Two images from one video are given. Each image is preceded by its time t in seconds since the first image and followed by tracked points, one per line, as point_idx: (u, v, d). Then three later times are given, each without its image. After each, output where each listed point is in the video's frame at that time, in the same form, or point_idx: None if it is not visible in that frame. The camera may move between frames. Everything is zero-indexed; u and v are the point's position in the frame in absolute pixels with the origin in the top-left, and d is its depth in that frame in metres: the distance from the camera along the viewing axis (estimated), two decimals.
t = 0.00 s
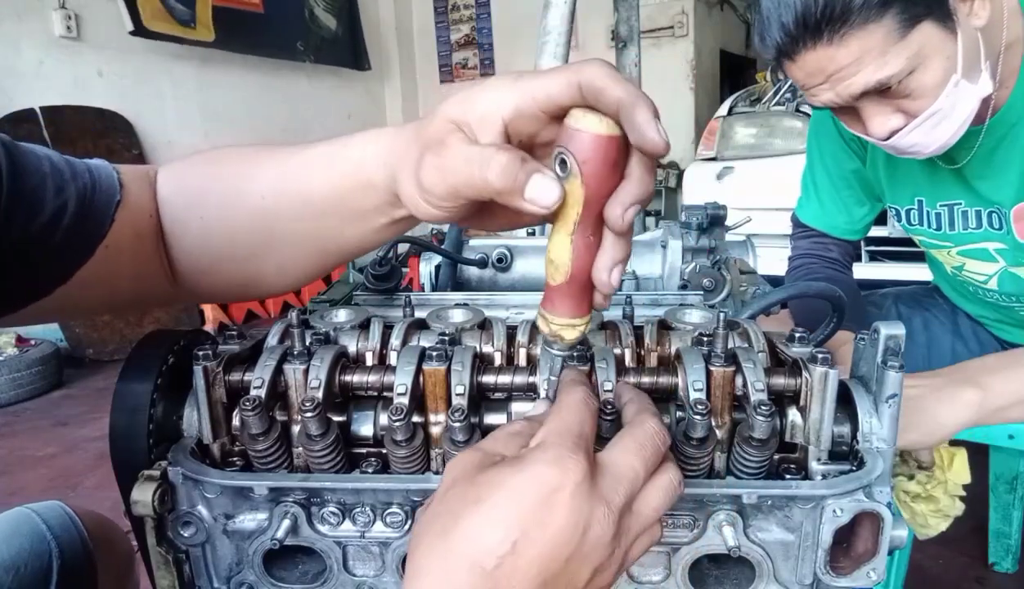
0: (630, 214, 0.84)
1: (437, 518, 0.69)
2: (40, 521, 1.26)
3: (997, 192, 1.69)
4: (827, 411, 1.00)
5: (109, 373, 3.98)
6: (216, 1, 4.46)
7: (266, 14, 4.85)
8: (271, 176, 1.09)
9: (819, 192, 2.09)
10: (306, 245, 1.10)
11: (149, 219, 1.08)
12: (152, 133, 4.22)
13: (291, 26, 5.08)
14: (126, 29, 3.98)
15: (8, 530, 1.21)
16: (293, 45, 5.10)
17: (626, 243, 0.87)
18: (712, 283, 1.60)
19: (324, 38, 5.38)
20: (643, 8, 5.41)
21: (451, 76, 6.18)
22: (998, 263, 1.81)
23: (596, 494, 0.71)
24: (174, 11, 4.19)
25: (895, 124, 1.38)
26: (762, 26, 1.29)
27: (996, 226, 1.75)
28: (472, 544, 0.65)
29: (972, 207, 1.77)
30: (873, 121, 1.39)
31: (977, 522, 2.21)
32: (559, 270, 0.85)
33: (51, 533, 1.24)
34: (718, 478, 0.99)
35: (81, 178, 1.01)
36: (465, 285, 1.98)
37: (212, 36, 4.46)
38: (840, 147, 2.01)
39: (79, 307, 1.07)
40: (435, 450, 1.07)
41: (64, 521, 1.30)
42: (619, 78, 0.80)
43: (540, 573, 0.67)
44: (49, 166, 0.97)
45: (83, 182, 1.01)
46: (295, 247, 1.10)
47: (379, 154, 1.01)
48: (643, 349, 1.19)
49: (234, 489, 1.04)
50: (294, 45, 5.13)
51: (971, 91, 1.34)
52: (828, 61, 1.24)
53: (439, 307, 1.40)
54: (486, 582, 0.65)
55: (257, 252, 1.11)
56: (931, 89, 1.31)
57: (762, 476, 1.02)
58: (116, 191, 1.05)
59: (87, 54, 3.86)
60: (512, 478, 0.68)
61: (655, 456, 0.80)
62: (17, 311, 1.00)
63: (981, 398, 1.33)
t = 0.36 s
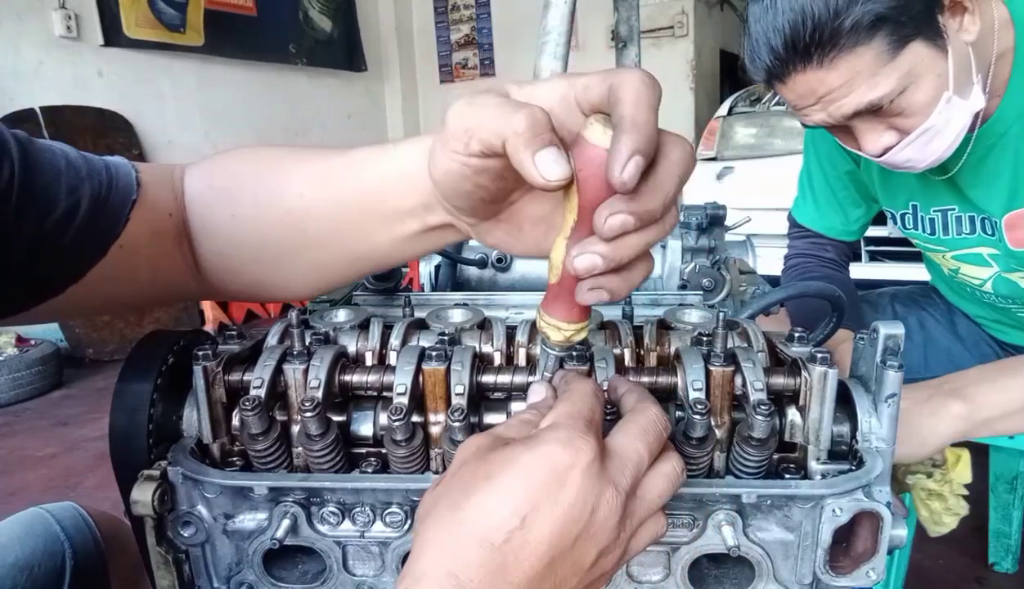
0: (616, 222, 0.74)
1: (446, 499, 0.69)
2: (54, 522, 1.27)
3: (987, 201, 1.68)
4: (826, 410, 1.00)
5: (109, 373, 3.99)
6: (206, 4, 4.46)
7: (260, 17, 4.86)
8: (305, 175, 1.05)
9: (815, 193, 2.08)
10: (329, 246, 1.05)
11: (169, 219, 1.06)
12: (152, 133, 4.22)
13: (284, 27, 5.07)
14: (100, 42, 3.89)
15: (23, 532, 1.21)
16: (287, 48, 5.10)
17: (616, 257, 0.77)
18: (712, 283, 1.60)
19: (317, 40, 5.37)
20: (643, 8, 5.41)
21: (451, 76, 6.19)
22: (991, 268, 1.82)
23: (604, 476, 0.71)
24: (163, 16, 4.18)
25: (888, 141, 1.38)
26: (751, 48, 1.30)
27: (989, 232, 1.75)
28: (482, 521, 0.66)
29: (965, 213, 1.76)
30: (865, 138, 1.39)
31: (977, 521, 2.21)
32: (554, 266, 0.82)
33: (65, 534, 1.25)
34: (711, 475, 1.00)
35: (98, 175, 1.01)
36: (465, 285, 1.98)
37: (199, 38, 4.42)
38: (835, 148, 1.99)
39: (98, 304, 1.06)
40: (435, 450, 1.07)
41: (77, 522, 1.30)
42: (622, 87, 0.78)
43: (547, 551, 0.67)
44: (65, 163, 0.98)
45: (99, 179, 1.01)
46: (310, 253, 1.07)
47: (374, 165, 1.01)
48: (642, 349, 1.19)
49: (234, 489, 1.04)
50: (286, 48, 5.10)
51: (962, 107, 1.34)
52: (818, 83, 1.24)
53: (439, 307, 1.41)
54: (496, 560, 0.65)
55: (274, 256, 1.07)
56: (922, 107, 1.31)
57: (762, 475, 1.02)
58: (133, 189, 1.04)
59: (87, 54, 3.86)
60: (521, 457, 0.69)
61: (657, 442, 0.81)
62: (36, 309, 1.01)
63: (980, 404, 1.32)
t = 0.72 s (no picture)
0: (586, 222, 0.73)
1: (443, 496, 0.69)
2: (67, 521, 1.29)
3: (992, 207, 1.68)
4: (826, 410, 1.00)
5: (109, 373, 3.99)
6: (200, 6, 4.45)
7: (253, 19, 4.83)
8: (323, 188, 1.06)
9: (818, 194, 2.08)
10: (342, 259, 1.06)
11: (184, 230, 1.09)
12: (152, 133, 4.22)
13: (277, 29, 5.05)
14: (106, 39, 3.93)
15: (37, 530, 1.24)
16: (278, 50, 5.07)
17: (593, 258, 0.76)
18: (711, 283, 1.60)
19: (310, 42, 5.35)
20: (643, 8, 5.40)
21: (451, 76, 6.18)
22: (995, 274, 1.82)
23: (599, 473, 0.71)
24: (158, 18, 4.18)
25: (896, 152, 1.38)
26: (756, 61, 1.29)
27: (992, 238, 1.75)
28: (478, 517, 0.66)
29: (969, 218, 1.77)
30: (873, 149, 1.39)
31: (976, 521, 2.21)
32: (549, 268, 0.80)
33: (78, 533, 1.27)
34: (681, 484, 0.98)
35: (114, 186, 1.06)
36: (465, 285, 1.98)
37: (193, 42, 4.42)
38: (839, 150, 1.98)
39: (115, 316, 1.09)
40: (435, 450, 1.07)
41: (89, 521, 1.33)
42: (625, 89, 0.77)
43: (543, 547, 0.67)
44: (81, 175, 1.03)
45: (115, 190, 1.05)
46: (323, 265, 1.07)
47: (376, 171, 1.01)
48: (643, 349, 1.19)
49: (234, 488, 1.04)
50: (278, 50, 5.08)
51: (971, 117, 1.34)
52: (826, 97, 1.24)
53: (439, 307, 1.41)
54: (492, 556, 0.66)
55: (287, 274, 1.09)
56: (930, 119, 1.31)
57: (761, 475, 1.02)
58: (148, 199, 1.08)
59: (87, 54, 3.86)
60: (516, 454, 0.69)
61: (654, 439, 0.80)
62: (54, 318, 1.05)
63: (983, 405, 1.33)
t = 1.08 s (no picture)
0: (560, 236, 0.72)
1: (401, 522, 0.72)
2: (88, 522, 1.32)
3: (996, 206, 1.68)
4: (826, 410, 1.00)
5: (109, 373, 3.99)
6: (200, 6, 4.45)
7: (252, 19, 4.83)
8: (323, 200, 1.03)
9: (820, 194, 2.08)
10: (343, 272, 1.05)
11: (201, 227, 1.05)
12: (151, 133, 4.22)
13: (275, 29, 5.05)
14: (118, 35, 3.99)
15: (59, 531, 1.26)
16: (276, 50, 5.07)
17: (563, 265, 0.75)
18: (711, 282, 1.60)
19: (307, 43, 5.33)
20: (643, 8, 5.40)
21: (451, 76, 6.18)
22: (996, 274, 1.82)
23: (547, 500, 0.69)
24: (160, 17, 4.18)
25: (900, 149, 1.38)
26: (760, 57, 1.29)
27: (994, 238, 1.75)
28: (424, 547, 0.68)
29: (971, 218, 1.77)
30: (877, 146, 1.39)
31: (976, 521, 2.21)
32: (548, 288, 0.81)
33: (98, 534, 1.29)
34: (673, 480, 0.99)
35: (135, 185, 1.01)
36: (464, 285, 1.98)
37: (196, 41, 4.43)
38: (843, 148, 1.98)
39: (126, 313, 1.05)
40: (435, 450, 1.07)
41: (110, 523, 1.35)
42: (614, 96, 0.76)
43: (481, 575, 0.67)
44: (104, 172, 0.97)
45: (136, 189, 1.00)
46: (334, 273, 1.05)
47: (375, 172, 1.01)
48: (643, 349, 1.19)
49: (234, 488, 1.04)
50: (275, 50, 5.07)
51: (975, 115, 1.34)
52: (831, 94, 1.24)
53: (439, 307, 1.41)
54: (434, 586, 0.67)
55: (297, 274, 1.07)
56: (935, 117, 1.31)
57: (762, 475, 1.02)
58: (168, 198, 1.03)
59: (87, 54, 3.86)
60: (464, 484, 0.69)
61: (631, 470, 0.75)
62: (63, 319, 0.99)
63: (985, 404, 1.33)
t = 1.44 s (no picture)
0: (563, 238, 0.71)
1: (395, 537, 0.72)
2: (89, 517, 1.31)
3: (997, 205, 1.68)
4: (827, 410, 1.00)
5: (109, 373, 3.99)
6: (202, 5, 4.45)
7: (253, 19, 4.83)
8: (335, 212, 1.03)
9: (820, 195, 2.08)
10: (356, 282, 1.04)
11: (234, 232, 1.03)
12: (152, 133, 4.21)
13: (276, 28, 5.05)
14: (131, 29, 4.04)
15: (59, 527, 1.26)
16: (277, 50, 5.07)
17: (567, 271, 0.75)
18: (712, 283, 1.61)
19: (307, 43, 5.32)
20: (643, 8, 5.40)
21: (451, 76, 6.19)
22: (996, 274, 1.82)
23: (537, 514, 0.71)
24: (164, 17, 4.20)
25: (900, 147, 1.38)
26: (762, 53, 1.29)
27: (994, 238, 1.75)
28: (422, 561, 0.68)
29: (971, 218, 1.77)
30: (877, 144, 1.39)
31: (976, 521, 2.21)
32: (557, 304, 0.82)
33: (98, 529, 1.29)
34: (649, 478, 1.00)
35: (176, 190, 0.97)
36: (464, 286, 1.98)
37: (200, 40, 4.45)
38: (845, 148, 1.98)
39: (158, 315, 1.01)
40: (435, 450, 1.07)
41: (111, 519, 1.34)
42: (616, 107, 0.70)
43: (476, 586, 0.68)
44: (151, 178, 0.93)
45: (178, 195, 0.97)
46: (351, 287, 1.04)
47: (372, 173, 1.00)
48: (643, 349, 1.19)
49: (234, 488, 1.04)
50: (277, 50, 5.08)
51: (976, 114, 1.34)
52: (832, 91, 1.24)
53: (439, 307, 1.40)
54: None
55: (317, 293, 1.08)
56: (936, 116, 1.31)
57: (762, 475, 1.02)
58: (207, 204, 1.00)
59: (87, 54, 3.86)
60: (457, 499, 0.70)
61: (600, 473, 0.80)
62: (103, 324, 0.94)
63: (985, 404, 1.33)
